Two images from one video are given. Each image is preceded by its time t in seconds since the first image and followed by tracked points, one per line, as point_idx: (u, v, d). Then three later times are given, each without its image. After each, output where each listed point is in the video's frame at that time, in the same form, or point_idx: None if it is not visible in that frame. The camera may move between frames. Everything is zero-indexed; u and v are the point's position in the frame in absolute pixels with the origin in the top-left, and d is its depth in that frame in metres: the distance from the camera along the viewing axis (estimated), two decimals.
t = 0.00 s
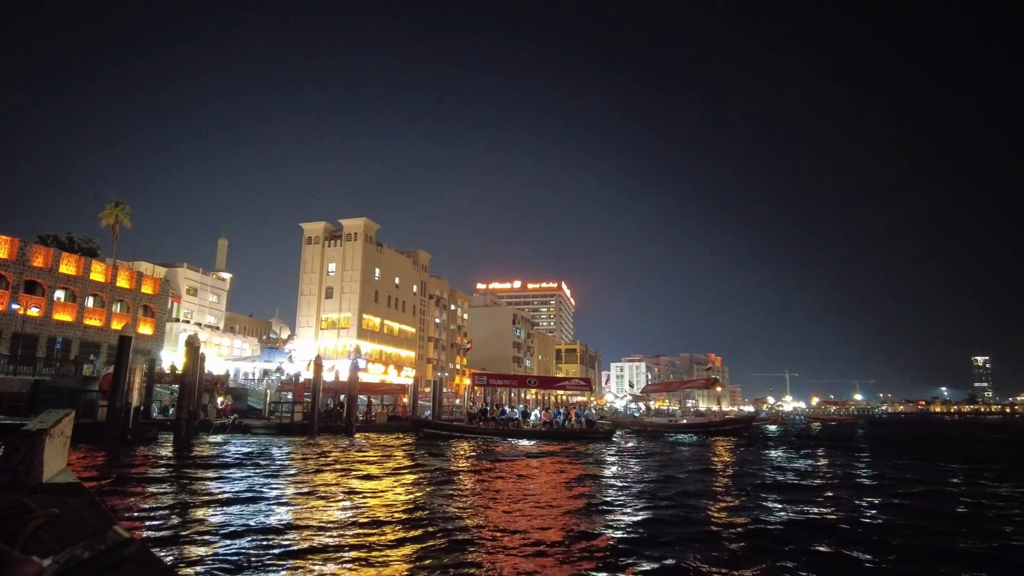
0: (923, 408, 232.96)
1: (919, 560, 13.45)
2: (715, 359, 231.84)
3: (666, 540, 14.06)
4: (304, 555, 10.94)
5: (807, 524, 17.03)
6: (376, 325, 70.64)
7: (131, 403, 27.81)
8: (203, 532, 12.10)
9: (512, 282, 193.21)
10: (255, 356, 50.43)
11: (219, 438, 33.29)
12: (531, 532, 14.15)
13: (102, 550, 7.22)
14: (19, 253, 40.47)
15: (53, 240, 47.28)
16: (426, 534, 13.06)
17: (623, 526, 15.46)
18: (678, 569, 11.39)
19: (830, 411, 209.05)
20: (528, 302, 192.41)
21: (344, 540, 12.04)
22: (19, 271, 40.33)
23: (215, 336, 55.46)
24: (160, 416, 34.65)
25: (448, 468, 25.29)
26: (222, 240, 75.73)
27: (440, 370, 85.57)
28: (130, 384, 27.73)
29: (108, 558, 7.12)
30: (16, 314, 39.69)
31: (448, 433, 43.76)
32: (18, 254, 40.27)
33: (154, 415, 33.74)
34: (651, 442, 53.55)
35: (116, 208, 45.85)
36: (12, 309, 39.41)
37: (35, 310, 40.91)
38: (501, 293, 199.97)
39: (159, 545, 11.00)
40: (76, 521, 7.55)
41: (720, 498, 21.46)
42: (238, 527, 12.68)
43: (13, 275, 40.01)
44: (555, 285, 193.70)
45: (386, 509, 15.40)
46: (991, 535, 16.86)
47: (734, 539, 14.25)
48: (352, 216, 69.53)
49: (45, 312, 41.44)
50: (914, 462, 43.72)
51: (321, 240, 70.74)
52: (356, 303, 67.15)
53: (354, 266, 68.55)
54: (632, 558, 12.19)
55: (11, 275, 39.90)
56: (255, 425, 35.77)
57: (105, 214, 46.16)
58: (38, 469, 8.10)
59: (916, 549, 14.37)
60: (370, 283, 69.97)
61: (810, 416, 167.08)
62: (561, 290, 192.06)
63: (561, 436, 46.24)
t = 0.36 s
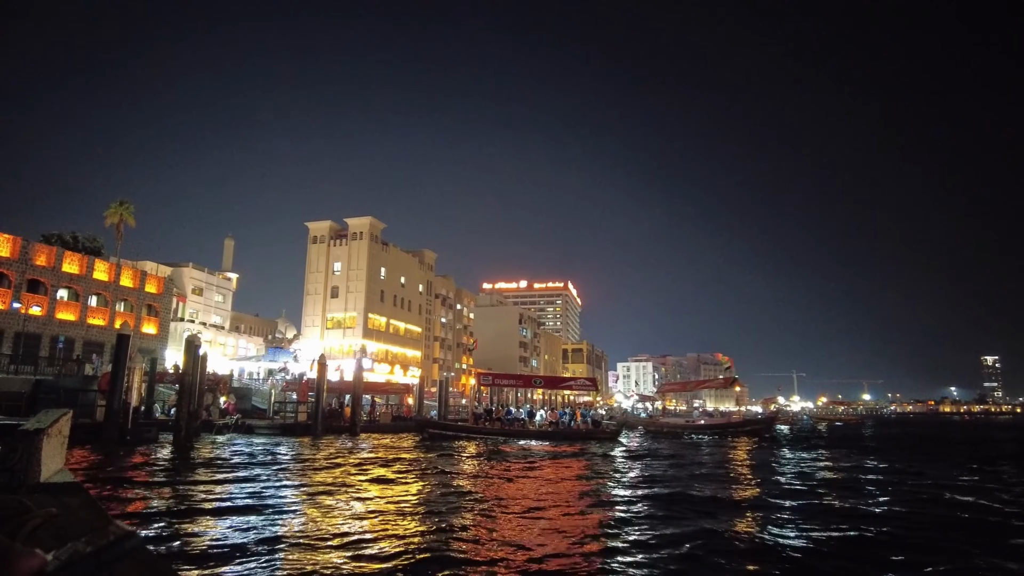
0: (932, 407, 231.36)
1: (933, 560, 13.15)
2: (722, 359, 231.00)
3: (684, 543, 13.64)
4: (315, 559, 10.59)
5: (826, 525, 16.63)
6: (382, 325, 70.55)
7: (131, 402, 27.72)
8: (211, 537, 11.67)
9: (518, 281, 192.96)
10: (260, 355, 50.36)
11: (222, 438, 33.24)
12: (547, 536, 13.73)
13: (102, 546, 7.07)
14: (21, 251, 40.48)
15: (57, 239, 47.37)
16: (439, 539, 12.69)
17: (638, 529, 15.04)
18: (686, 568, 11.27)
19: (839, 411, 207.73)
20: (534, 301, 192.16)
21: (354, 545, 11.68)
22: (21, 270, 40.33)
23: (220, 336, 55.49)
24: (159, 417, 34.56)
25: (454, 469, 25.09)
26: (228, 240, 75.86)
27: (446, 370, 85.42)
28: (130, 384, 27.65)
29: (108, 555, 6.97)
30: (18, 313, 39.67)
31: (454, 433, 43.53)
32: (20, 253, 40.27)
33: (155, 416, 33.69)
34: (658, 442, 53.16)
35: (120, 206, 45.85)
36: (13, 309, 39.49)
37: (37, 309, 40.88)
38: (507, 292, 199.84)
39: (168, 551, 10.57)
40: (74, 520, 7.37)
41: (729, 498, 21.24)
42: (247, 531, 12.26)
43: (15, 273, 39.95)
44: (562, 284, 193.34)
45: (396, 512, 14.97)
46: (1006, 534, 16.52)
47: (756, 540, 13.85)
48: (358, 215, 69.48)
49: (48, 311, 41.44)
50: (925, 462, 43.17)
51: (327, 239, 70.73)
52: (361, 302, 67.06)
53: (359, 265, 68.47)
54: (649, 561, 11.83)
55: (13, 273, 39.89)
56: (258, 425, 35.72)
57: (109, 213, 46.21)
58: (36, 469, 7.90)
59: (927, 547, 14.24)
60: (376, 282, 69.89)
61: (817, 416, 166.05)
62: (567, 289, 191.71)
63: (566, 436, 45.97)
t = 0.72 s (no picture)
0: (943, 408, 229.59)
1: (948, 564, 12.85)
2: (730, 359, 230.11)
3: (707, 550, 13.16)
4: (330, 566, 10.24)
5: (841, 528, 16.29)
6: (388, 324, 70.42)
7: (129, 401, 27.62)
8: (219, 541, 11.38)
9: (525, 281, 192.80)
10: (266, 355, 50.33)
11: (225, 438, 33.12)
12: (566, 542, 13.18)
13: (100, 547, 6.90)
14: (25, 250, 40.54)
15: (62, 238, 47.50)
16: (451, 542, 12.43)
17: (658, 534, 14.52)
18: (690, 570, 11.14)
19: (848, 411, 206.21)
20: (541, 301, 191.95)
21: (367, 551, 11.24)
22: (24, 269, 40.38)
23: (226, 336, 55.53)
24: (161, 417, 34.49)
25: (461, 470, 24.85)
26: (236, 240, 76.06)
27: (452, 370, 85.26)
28: (128, 383, 27.56)
29: (105, 556, 6.81)
30: (20, 312, 39.75)
31: (459, 433, 43.31)
32: (23, 252, 40.31)
33: (157, 415, 33.64)
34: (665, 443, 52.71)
35: (125, 205, 45.90)
36: (16, 308, 39.67)
37: (40, 308, 40.96)
38: (514, 292, 199.74)
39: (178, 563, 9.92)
40: (70, 520, 7.20)
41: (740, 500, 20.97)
42: (257, 539, 11.66)
43: (18, 272, 40.03)
44: (569, 284, 193.16)
45: (408, 518, 14.38)
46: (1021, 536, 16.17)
47: (780, 547, 13.38)
48: (364, 214, 69.44)
49: (51, 310, 41.50)
50: (937, 463, 42.57)
51: (333, 238, 70.74)
52: (367, 302, 66.94)
53: (365, 264, 68.39)
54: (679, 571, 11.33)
55: (16, 272, 39.95)
56: (262, 425, 35.72)
57: (115, 212, 46.28)
58: (33, 469, 7.73)
59: (944, 551, 13.94)
60: (382, 282, 69.76)
61: (826, 417, 164.73)
62: (574, 289, 191.47)
63: (572, 437, 45.68)
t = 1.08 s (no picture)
0: (952, 407, 227.98)
1: (961, 565, 12.59)
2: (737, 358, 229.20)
3: (716, 549, 12.96)
4: (332, 565, 10.20)
5: (851, 528, 16.04)
6: (394, 324, 70.32)
7: (128, 401, 27.49)
8: (224, 542, 11.22)
9: (532, 281, 192.44)
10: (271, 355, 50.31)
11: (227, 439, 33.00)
12: (577, 544, 12.87)
13: (97, 549, 6.72)
14: (26, 248, 40.49)
15: (66, 237, 47.55)
16: (457, 542, 12.27)
17: (665, 535, 14.36)
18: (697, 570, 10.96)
19: (856, 411, 204.84)
20: (547, 301, 191.59)
21: (374, 551, 11.08)
22: (26, 267, 40.38)
23: (231, 335, 55.55)
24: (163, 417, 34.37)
25: (466, 471, 24.66)
26: (241, 240, 76.16)
27: (458, 369, 85.12)
28: (127, 382, 27.46)
29: (100, 558, 6.61)
30: (21, 310, 39.73)
31: (464, 433, 43.07)
32: (25, 250, 40.26)
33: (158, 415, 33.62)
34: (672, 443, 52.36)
35: (130, 204, 45.95)
36: (18, 306, 39.65)
37: (41, 307, 40.87)
38: (520, 292, 199.56)
39: (180, 568, 9.61)
40: (66, 521, 7.02)
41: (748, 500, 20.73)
42: (263, 542, 11.44)
43: (20, 270, 40.05)
44: (575, 284, 192.83)
45: (416, 520, 14.00)
46: None
47: (790, 548, 13.18)
48: (369, 214, 69.41)
49: (53, 309, 41.46)
50: (948, 463, 42.08)
51: (338, 238, 70.71)
52: (373, 301, 66.86)
53: (370, 263, 68.32)
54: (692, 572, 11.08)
55: (18, 270, 39.94)
56: (265, 425, 35.62)
57: (119, 211, 46.27)
58: (27, 471, 7.57)
59: (954, 552, 13.69)
60: (388, 281, 69.66)
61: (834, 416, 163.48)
62: (580, 288, 191.09)
63: (577, 436, 45.38)
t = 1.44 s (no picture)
0: (961, 407, 226.26)
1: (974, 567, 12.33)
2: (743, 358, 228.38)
3: (725, 549, 12.82)
4: (335, 563, 10.18)
5: (860, 529, 15.80)
6: (399, 323, 70.21)
7: (126, 400, 27.44)
8: (225, 543, 11.10)
9: (537, 280, 192.23)
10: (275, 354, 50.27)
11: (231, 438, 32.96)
12: (583, 544, 12.73)
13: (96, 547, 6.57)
14: (28, 247, 40.42)
15: (69, 236, 47.63)
16: (460, 543, 12.13)
17: (671, 535, 14.20)
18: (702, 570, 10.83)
19: (864, 411, 203.60)
20: (553, 300, 191.31)
21: (384, 551, 11.05)
22: (28, 266, 40.36)
23: (236, 335, 55.57)
24: (164, 417, 34.29)
25: (471, 471, 24.47)
26: (247, 240, 76.34)
27: (463, 369, 84.97)
28: (126, 381, 27.49)
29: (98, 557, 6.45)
30: (23, 309, 39.73)
31: (469, 433, 42.89)
32: (27, 249, 40.17)
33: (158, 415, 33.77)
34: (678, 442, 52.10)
35: (134, 203, 46.00)
36: (18, 305, 39.57)
37: (42, 305, 40.82)
38: (526, 292, 199.41)
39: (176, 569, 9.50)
40: (63, 522, 6.87)
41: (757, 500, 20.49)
42: (264, 543, 11.31)
43: (22, 269, 39.93)
44: (580, 284, 192.63)
45: (418, 522, 13.83)
46: None
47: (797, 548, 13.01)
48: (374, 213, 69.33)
49: (54, 308, 41.47)
50: (958, 464, 41.57)
51: (343, 237, 70.69)
52: (377, 300, 66.76)
53: (375, 262, 68.24)
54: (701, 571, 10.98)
55: (21, 269, 39.93)
56: (268, 425, 35.52)
57: (123, 210, 46.30)
58: (24, 471, 7.42)
59: (966, 554, 13.42)
60: (393, 280, 69.56)
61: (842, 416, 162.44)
62: (586, 288, 190.83)
63: (583, 436, 45.11)
